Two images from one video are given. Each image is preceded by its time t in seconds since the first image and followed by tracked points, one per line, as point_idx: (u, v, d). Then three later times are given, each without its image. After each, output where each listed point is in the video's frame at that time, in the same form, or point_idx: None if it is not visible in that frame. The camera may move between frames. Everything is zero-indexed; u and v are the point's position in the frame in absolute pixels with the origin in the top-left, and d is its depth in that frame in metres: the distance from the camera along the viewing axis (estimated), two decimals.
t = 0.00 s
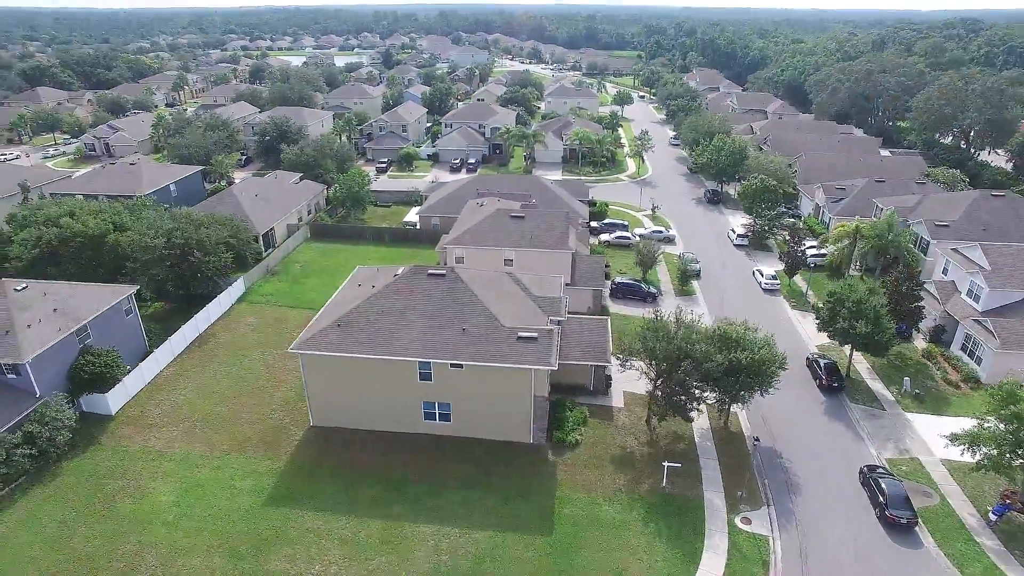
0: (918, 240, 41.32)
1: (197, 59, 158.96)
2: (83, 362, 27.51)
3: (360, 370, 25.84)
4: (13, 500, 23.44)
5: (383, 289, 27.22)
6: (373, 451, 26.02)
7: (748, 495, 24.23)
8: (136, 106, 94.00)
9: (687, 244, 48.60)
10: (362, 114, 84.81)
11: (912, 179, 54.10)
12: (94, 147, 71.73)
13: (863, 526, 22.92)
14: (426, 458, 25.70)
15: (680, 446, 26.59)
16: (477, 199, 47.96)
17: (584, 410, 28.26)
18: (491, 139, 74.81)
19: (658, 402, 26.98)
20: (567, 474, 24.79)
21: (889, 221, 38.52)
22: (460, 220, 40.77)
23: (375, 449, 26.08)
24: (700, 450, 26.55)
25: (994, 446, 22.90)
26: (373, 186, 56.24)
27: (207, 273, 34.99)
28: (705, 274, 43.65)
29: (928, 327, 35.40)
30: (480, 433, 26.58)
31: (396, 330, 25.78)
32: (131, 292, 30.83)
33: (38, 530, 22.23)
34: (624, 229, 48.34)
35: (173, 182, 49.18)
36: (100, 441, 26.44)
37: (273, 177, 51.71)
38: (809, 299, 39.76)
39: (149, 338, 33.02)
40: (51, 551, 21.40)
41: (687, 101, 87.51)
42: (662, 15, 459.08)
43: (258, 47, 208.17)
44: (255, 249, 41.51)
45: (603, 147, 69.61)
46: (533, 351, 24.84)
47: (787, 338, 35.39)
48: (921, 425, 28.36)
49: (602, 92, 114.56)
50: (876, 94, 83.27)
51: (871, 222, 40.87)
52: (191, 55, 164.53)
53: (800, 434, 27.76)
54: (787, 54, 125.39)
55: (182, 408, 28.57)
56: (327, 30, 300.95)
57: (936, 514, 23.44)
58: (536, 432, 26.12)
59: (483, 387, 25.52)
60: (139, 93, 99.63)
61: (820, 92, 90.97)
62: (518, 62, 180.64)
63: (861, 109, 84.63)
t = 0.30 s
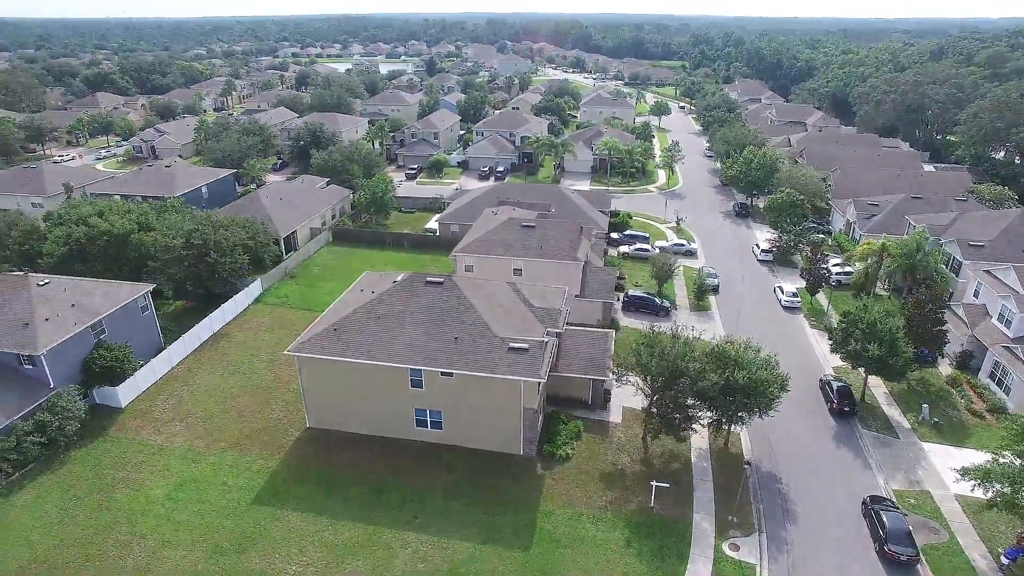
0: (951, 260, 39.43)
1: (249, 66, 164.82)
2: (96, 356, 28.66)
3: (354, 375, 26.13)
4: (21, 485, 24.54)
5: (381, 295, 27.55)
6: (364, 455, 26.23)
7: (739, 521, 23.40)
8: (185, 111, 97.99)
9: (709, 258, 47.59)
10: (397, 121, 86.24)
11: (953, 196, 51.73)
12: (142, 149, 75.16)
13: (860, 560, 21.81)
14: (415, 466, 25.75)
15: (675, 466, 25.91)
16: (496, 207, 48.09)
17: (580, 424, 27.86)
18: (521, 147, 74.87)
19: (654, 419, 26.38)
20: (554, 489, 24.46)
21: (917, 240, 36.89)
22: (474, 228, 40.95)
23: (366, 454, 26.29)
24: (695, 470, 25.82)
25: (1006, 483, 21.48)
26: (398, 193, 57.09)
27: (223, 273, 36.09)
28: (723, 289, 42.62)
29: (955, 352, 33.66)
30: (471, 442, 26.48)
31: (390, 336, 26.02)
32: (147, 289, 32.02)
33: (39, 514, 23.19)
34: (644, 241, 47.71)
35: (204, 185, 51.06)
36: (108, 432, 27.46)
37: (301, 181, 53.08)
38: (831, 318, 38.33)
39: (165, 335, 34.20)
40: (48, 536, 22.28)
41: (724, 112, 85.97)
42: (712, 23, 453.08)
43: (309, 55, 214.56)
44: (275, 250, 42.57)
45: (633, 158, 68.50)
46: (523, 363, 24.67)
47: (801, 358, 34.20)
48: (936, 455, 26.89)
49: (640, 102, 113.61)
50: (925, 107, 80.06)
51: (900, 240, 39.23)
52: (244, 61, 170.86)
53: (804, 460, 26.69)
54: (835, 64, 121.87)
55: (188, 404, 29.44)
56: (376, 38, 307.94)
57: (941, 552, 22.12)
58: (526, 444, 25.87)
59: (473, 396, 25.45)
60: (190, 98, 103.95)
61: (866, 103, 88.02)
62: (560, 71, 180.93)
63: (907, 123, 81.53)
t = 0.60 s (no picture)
0: (986, 283, 37.43)
1: (300, 73, 169.71)
2: (111, 350, 29.87)
3: (350, 379, 26.44)
4: (32, 471, 25.73)
5: (380, 301, 27.80)
6: (356, 459, 26.44)
7: (729, 547, 22.57)
8: (232, 116, 101.58)
9: (732, 273, 46.37)
10: (433, 129, 87.24)
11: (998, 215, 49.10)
12: (187, 152, 78.37)
13: None
14: (404, 472, 25.81)
15: (667, 487, 25.22)
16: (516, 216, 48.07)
17: (574, 438, 27.46)
18: (552, 157, 74.44)
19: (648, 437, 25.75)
20: (539, 503, 24.12)
21: (948, 261, 35.12)
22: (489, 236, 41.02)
23: (359, 457, 26.52)
24: (688, 492, 25.09)
25: (1016, 524, 20.06)
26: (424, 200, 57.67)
27: (241, 275, 37.27)
28: (742, 305, 41.44)
29: (983, 381, 31.86)
30: (462, 452, 26.41)
31: (386, 341, 26.21)
32: (165, 289, 33.30)
33: (45, 501, 24.24)
34: (664, 254, 46.89)
35: (235, 189, 52.95)
36: (118, 425, 28.53)
37: (328, 187, 54.37)
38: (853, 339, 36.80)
39: (182, 333, 35.40)
40: (49, 522, 23.26)
41: (763, 124, 84.01)
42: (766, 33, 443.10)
43: (359, 63, 219.63)
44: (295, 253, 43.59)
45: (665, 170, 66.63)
46: (513, 373, 24.46)
47: (816, 380, 32.93)
48: (950, 490, 25.41)
49: (681, 112, 111.88)
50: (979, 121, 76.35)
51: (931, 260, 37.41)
52: (294, 69, 176.45)
53: (805, 487, 25.62)
54: (888, 75, 117.53)
55: (195, 400, 30.35)
56: (425, 46, 313.30)
57: None
58: (516, 456, 25.63)
59: (463, 406, 25.37)
60: (238, 103, 107.85)
61: (916, 117, 84.51)
62: (604, 81, 180.11)
63: (959, 137, 77.87)
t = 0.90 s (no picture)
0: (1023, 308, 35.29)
1: (347, 81, 173.94)
2: (126, 347, 31.01)
3: (344, 384, 26.77)
4: (43, 460, 26.89)
5: (379, 308, 28.13)
6: (348, 464, 26.70)
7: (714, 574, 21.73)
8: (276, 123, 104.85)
9: (754, 289, 45.06)
10: (467, 138, 87.94)
11: None
12: (229, 156, 81.36)
13: None
14: (393, 480, 25.87)
15: (658, 509, 24.50)
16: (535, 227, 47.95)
17: (567, 453, 27.03)
18: (582, 167, 73.69)
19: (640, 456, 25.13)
20: (524, 518, 23.78)
21: (979, 283, 33.29)
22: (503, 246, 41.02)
23: (350, 463, 26.76)
24: (679, 514, 24.35)
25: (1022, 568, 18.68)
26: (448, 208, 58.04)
27: (257, 277, 38.12)
28: (762, 322, 40.17)
29: (1012, 412, 29.97)
30: (452, 461, 26.30)
31: (380, 347, 26.46)
32: (182, 289, 34.45)
33: (51, 490, 25.28)
34: (684, 268, 45.99)
35: (266, 194, 54.67)
36: (128, 419, 29.57)
37: (355, 194, 55.51)
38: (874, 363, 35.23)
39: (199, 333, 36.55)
40: (52, 511, 24.21)
41: (803, 137, 81.76)
42: (821, 43, 432.95)
43: (405, 71, 223.74)
44: (314, 257, 44.46)
45: (695, 183, 65.32)
46: (500, 384, 24.32)
47: (829, 404, 31.60)
48: (963, 526, 23.88)
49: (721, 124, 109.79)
50: None
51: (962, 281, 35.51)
52: (342, 77, 181.18)
53: (804, 515, 24.54)
54: (943, 88, 112.86)
55: (203, 398, 31.23)
56: (472, 55, 316.96)
57: None
58: (504, 468, 25.37)
59: (452, 416, 25.31)
60: (283, 110, 111.37)
61: (968, 131, 80.75)
62: (647, 91, 178.66)
63: (1013, 153, 74.04)
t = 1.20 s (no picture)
0: None
1: (390, 88, 177.28)
2: (139, 344, 32.08)
3: (338, 389, 27.04)
4: (52, 450, 27.98)
5: (376, 315, 28.45)
6: (339, 468, 26.93)
7: None
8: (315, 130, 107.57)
9: (775, 306, 43.70)
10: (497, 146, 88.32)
11: None
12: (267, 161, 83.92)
13: None
14: (381, 486, 25.95)
15: (643, 529, 23.85)
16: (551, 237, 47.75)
17: (557, 467, 26.64)
18: (611, 177, 71.95)
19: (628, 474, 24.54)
20: (505, 532, 23.48)
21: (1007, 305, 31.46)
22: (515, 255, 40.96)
23: (341, 467, 26.98)
24: (665, 535, 23.65)
25: None
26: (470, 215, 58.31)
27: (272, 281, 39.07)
28: (778, 340, 38.92)
29: None
30: (441, 470, 26.21)
31: (373, 355, 26.71)
32: (197, 290, 35.52)
33: (56, 480, 26.25)
34: (702, 282, 45.01)
35: (292, 199, 56.23)
36: (136, 413, 30.54)
37: (378, 200, 56.42)
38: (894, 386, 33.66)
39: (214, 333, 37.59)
40: (55, 500, 25.13)
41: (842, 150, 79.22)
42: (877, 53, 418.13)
43: (448, 80, 226.46)
44: (331, 261, 45.27)
45: (722, 194, 63.62)
46: (486, 395, 24.19)
47: (840, 429, 30.31)
48: (969, 564, 22.44)
49: (759, 136, 107.32)
50: None
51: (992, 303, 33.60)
52: (386, 85, 184.85)
53: (799, 543, 23.48)
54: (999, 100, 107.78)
55: (209, 396, 32.02)
56: (516, 64, 318.96)
57: None
58: (490, 479, 25.16)
59: (440, 424, 25.26)
60: (323, 117, 114.28)
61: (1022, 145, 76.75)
62: (689, 101, 176.35)
63: None
